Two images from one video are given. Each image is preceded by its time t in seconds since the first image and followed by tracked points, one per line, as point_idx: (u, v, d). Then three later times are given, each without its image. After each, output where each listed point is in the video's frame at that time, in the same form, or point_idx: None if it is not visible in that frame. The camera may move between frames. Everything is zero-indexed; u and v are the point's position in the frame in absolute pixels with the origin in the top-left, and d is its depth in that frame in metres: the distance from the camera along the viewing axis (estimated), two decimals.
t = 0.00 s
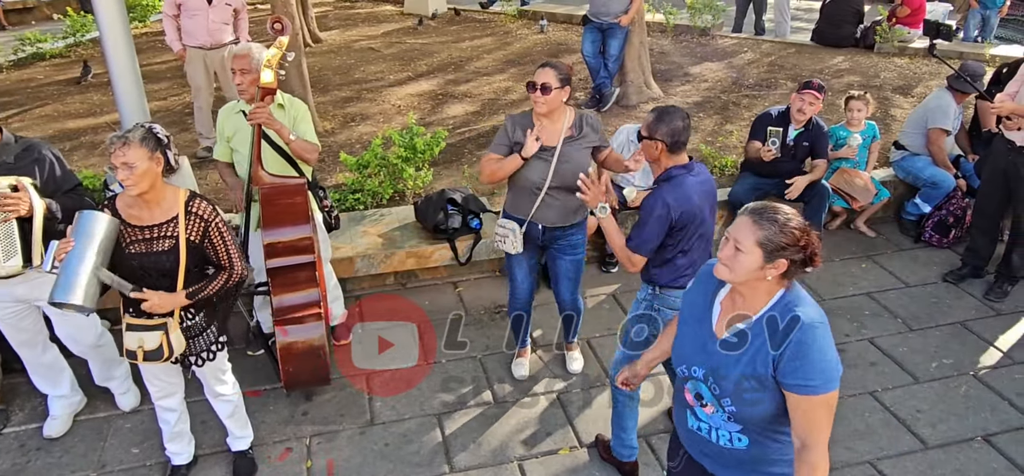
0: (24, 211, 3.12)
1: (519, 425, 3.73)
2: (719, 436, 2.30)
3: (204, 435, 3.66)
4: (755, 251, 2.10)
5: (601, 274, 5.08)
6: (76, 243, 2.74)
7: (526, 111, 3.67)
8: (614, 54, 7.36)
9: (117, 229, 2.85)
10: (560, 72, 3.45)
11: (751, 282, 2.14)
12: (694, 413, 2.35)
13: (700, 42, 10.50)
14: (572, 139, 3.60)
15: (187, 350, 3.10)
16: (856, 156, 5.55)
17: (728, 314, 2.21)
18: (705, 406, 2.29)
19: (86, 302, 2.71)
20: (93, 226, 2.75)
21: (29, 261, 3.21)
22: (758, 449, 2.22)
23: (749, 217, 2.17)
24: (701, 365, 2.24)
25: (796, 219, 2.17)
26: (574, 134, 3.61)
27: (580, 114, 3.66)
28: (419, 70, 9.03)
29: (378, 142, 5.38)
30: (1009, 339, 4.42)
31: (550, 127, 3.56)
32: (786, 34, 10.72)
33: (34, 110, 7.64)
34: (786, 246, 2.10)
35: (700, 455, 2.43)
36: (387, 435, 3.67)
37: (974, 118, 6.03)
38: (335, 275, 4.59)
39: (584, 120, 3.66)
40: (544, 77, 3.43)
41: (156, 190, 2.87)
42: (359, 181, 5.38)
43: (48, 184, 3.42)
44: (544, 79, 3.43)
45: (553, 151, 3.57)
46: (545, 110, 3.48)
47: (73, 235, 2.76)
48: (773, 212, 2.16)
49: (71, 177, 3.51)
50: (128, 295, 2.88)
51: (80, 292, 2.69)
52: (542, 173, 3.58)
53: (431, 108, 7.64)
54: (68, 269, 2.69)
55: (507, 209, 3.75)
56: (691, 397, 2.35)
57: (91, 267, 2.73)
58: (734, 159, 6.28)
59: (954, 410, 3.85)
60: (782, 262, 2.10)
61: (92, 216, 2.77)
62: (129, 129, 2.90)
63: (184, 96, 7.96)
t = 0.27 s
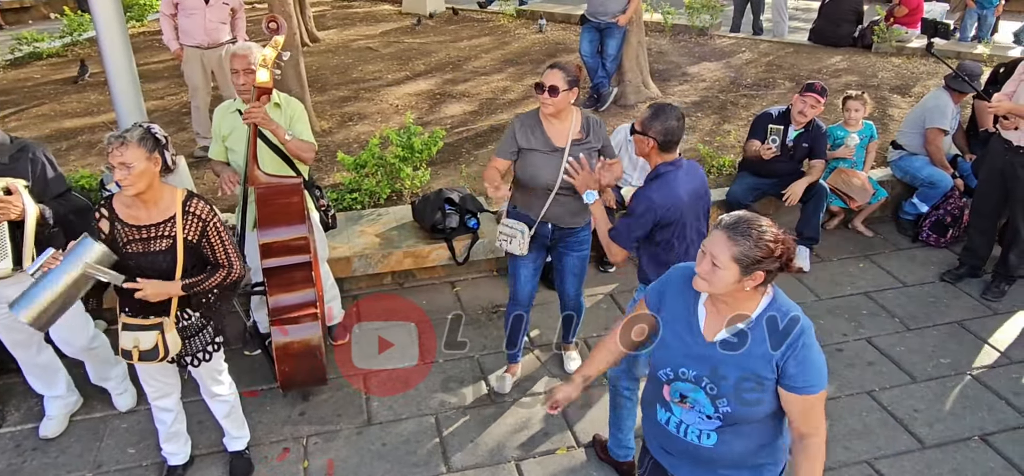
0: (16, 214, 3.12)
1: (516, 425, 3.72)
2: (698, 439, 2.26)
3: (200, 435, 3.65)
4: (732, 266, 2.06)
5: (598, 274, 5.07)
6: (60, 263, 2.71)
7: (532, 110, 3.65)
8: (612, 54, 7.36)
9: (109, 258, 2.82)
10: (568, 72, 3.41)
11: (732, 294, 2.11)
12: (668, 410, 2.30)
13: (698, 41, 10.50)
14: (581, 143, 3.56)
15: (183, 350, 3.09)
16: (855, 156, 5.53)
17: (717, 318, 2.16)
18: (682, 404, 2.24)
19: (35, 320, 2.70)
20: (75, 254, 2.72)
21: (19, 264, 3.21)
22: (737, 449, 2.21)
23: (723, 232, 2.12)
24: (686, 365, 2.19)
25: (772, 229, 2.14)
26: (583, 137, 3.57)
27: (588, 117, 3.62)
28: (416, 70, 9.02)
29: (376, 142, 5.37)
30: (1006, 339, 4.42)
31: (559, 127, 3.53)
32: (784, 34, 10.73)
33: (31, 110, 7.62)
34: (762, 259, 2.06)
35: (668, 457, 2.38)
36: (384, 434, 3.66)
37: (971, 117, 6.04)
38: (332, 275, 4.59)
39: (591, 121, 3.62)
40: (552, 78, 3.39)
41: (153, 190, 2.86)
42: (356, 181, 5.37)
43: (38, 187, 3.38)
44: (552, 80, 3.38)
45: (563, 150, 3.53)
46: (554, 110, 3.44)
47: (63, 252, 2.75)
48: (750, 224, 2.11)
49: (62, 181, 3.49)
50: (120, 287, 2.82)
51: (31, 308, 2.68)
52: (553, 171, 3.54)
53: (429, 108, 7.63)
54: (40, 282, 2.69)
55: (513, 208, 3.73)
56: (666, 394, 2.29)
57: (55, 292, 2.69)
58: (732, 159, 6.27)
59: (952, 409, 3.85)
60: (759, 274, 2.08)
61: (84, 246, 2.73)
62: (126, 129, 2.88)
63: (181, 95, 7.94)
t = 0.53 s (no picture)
0: (16, 219, 3.09)
1: (515, 425, 3.72)
2: (715, 452, 2.25)
3: (199, 435, 3.65)
4: (737, 265, 2.05)
5: (597, 274, 5.07)
6: (78, 238, 2.76)
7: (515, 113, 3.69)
8: (611, 53, 7.36)
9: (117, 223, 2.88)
10: (548, 73, 3.41)
11: (733, 294, 2.11)
12: (677, 426, 2.29)
13: (696, 41, 10.50)
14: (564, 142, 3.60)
15: (182, 350, 3.09)
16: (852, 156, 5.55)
17: (716, 327, 2.14)
18: (691, 419, 2.23)
19: (90, 295, 2.72)
20: (91, 222, 2.78)
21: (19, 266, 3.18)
22: (750, 455, 2.22)
23: (725, 231, 2.10)
24: (692, 381, 2.17)
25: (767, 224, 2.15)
26: (566, 136, 3.61)
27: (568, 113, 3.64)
28: (415, 69, 9.01)
29: (374, 141, 5.37)
30: (1004, 338, 4.43)
31: (543, 128, 3.56)
32: (783, 34, 10.73)
33: (29, 109, 7.61)
34: (765, 255, 2.07)
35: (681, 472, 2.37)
36: (383, 434, 3.66)
37: (969, 117, 6.04)
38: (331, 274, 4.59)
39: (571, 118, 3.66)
40: (533, 82, 3.39)
41: (151, 189, 2.86)
42: (355, 180, 5.37)
43: (40, 187, 3.38)
44: (533, 83, 3.39)
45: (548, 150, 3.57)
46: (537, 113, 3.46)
47: (72, 231, 2.79)
48: (748, 220, 2.12)
49: (64, 180, 3.47)
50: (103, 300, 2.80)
51: (84, 285, 2.71)
52: (542, 172, 3.57)
53: (427, 108, 7.63)
54: (71, 261, 2.72)
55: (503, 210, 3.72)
56: (674, 412, 2.27)
57: (94, 257, 2.74)
58: (730, 159, 6.28)
59: (950, 408, 3.86)
60: (761, 271, 2.08)
61: (90, 211, 2.79)
62: (123, 129, 2.88)
63: (180, 95, 7.93)
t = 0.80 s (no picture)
0: (29, 229, 3.04)
1: (514, 424, 3.72)
2: (758, 454, 2.21)
3: (198, 435, 3.64)
4: (764, 274, 2.05)
5: (596, 273, 5.07)
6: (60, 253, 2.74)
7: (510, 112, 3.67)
8: (609, 53, 7.36)
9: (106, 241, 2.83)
10: (539, 79, 3.40)
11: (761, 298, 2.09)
12: (721, 446, 2.20)
13: (694, 40, 10.50)
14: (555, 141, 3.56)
15: (181, 349, 3.08)
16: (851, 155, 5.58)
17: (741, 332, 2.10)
18: (736, 431, 2.17)
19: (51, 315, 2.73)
20: (75, 241, 2.74)
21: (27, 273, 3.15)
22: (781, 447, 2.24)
23: (748, 243, 2.05)
24: (738, 392, 2.10)
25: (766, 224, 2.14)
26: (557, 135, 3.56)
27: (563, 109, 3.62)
28: (413, 69, 9.00)
29: (373, 141, 5.36)
30: (1002, 337, 4.44)
31: (534, 129, 3.54)
32: (781, 33, 10.74)
33: (26, 108, 7.59)
34: (781, 259, 2.09)
35: None
36: (382, 434, 3.66)
37: (968, 116, 6.04)
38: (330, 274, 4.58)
39: (565, 112, 3.63)
40: (522, 90, 3.39)
41: (153, 188, 2.85)
42: (354, 179, 5.36)
43: (52, 186, 3.39)
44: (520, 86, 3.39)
45: (537, 149, 3.56)
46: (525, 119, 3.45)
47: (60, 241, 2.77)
48: (760, 227, 2.10)
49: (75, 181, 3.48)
50: (124, 276, 2.82)
51: (45, 304, 2.71)
52: (527, 171, 3.57)
53: (425, 107, 7.62)
54: (43, 281, 2.72)
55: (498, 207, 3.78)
56: (713, 430, 2.18)
57: (63, 282, 2.72)
58: (728, 158, 6.28)
59: (948, 407, 3.87)
60: (779, 271, 2.11)
61: (79, 231, 2.75)
62: (125, 128, 2.87)
63: (177, 94, 7.92)
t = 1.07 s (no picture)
0: (36, 231, 2.99)
1: (511, 424, 3.71)
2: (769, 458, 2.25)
3: (194, 435, 3.63)
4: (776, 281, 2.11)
5: (593, 272, 5.06)
6: (61, 251, 2.69)
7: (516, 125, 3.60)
8: (606, 51, 7.36)
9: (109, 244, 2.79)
10: (559, 107, 3.34)
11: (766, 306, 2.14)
12: (743, 460, 2.21)
13: (692, 39, 10.50)
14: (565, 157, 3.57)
15: (178, 350, 3.07)
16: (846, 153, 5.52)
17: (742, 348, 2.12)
18: (757, 442, 2.19)
19: (48, 311, 2.66)
20: (77, 237, 2.70)
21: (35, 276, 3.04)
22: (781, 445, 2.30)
23: (762, 257, 2.07)
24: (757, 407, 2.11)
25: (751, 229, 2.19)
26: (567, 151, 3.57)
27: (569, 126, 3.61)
28: (410, 68, 8.99)
29: (370, 140, 5.35)
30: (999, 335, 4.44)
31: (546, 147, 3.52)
32: (778, 32, 10.74)
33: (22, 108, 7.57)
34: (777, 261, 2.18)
35: None
36: (379, 434, 3.65)
37: (964, 115, 6.05)
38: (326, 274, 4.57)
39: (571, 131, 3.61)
40: (545, 122, 3.32)
41: (148, 187, 2.84)
42: (350, 179, 5.35)
43: (61, 187, 3.37)
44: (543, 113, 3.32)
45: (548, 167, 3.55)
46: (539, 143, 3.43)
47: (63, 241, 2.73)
48: (761, 236, 2.14)
49: (84, 182, 3.46)
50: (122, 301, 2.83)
51: (43, 298, 2.65)
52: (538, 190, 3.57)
53: (422, 106, 7.61)
54: (43, 275, 2.66)
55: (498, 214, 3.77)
56: (735, 448, 2.17)
57: (66, 276, 2.66)
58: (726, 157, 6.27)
59: (946, 405, 3.87)
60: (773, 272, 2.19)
61: (84, 228, 2.71)
62: (121, 126, 2.86)
63: (174, 93, 7.89)
